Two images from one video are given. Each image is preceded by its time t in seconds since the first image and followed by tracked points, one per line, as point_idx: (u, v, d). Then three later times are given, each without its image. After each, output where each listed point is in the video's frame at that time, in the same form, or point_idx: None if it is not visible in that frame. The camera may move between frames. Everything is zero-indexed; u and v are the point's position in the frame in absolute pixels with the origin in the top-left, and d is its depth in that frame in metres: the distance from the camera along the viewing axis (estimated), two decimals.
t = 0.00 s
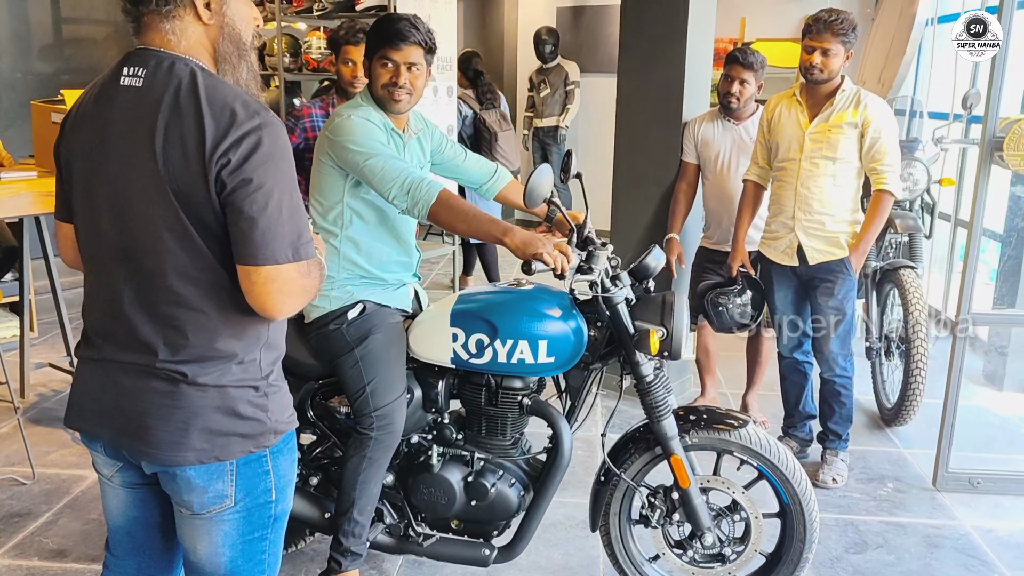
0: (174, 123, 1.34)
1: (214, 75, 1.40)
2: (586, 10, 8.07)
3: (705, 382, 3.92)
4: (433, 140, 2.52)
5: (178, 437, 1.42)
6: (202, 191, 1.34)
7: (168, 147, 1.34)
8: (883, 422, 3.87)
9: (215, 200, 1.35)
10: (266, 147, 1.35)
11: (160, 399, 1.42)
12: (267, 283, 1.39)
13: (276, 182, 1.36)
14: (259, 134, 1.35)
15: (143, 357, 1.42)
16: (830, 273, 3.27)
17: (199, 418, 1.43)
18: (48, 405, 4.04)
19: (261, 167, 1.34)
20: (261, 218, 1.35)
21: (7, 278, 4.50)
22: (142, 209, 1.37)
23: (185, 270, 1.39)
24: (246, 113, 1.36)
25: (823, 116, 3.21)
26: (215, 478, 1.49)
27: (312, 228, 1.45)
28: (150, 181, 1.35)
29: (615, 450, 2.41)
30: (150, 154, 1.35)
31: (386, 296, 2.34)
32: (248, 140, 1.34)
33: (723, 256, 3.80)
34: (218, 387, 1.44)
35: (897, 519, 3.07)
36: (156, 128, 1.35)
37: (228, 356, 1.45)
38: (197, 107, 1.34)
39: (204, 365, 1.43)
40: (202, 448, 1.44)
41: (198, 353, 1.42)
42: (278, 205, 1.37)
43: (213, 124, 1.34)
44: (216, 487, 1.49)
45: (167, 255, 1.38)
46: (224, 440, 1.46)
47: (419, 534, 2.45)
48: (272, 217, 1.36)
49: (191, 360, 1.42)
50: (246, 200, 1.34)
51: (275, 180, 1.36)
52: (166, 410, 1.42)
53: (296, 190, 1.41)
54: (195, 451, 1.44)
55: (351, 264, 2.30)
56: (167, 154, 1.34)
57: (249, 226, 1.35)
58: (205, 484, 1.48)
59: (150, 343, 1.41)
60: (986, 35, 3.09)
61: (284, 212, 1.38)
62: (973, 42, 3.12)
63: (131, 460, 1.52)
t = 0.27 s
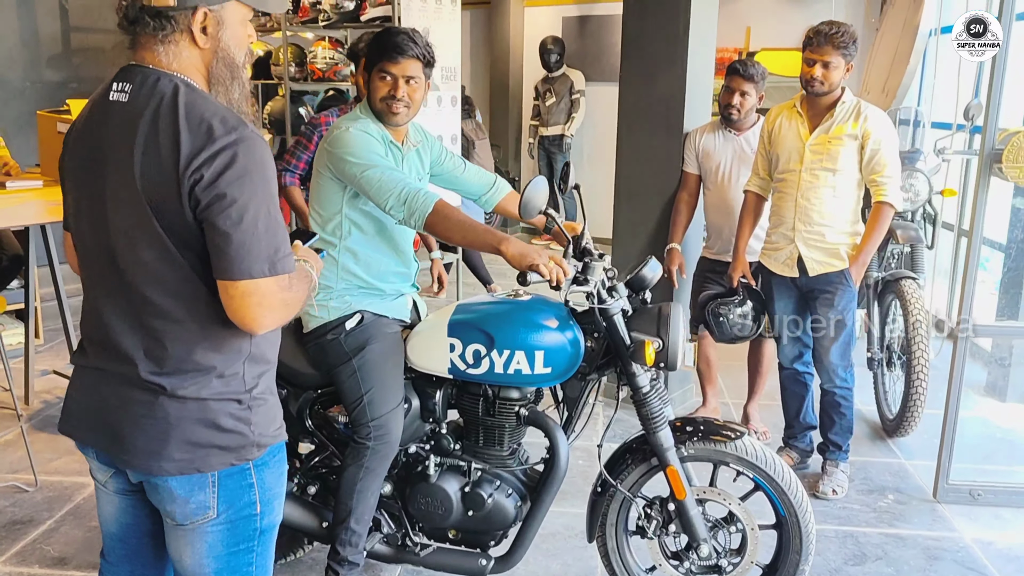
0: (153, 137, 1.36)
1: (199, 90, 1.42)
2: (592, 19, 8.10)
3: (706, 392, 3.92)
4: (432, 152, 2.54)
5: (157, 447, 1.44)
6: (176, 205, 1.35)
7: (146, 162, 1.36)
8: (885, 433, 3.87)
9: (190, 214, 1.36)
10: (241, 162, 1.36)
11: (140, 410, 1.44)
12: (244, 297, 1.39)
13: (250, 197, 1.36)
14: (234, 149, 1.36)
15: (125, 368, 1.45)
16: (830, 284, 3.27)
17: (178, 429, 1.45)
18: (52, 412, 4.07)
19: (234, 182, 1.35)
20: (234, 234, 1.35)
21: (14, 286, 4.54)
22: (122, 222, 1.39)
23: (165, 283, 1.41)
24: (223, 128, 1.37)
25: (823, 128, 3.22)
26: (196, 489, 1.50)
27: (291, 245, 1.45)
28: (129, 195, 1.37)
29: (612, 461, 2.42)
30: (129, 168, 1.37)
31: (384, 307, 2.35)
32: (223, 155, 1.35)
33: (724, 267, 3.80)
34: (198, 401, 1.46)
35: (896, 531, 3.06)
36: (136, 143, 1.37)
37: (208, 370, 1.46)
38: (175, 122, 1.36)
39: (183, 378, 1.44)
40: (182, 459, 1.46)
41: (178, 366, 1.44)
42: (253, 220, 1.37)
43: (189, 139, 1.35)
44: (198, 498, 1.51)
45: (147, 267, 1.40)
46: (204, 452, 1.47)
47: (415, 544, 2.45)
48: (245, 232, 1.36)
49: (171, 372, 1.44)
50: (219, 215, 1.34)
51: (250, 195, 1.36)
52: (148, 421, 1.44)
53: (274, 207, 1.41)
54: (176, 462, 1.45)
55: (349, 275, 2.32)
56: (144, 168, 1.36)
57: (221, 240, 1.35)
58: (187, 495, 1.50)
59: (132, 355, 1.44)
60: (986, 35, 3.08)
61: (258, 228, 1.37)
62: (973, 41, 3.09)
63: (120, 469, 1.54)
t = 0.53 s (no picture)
0: (151, 155, 1.38)
1: (199, 109, 1.43)
2: (600, 32, 8.14)
3: (711, 405, 3.91)
4: (438, 166, 2.56)
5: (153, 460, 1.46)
6: (170, 223, 1.37)
7: (143, 179, 1.38)
8: (891, 447, 3.86)
9: (184, 232, 1.37)
10: (234, 181, 1.37)
11: (137, 424, 1.46)
12: (235, 315, 1.40)
13: (243, 216, 1.37)
14: (229, 168, 1.37)
15: (124, 381, 1.47)
16: (835, 298, 3.28)
17: (175, 442, 1.46)
18: (59, 423, 4.09)
19: (227, 201, 1.36)
20: (226, 253, 1.36)
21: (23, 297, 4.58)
22: (119, 239, 1.41)
23: (161, 299, 1.43)
24: (219, 147, 1.38)
25: (827, 143, 3.23)
26: (193, 501, 1.51)
27: (285, 264, 1.45)
28: (126, 212, 1.39)
29: (614, 475, 2.42)
30: (127, 185, 1.39)
31: (387, 320, 2.37)
32: (217, 174, 1.36)
33: (729, 280, 3.81)
34: (195, 414, 1.47)
35: (901, 546, 3.05)
36: (133, 162, 1.39)
37: (204, 384, 1.47)
38: (173, 141, 1.37)
39: (179, 392, 1.46)
40: (179, 472, 1.47)
41: (174, 380, 1.45)
42: (245, 240, 1.37)
43: (185, 157, 1.36)
44: (195, 510, 1.52)
45: (144, 283, 1.42)
46: (200, 465, 1.48)
47: (418, 557, 2.46)
48: (237, 251, 1.37)
49: (168, 386, 1.45)
50: (212, 233, 1.35)
51: (243, 214, 1.37)
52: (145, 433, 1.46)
53: (268, 226, 1.42)
54: (172, 474, 1.47)
55: (353, 288, 2.33)
56: (141, 186, 1.38)
57: (213, 259, 1.36)
58: (183, 507, 1.51)
59: (129, 368, 1.46)
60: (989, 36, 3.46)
61: (250, 247, 1.38)
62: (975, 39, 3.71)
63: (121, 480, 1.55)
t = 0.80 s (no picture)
0: (162, 169, 1.40)
1: (210, 123, 1.45)
2: (607, 44, 8.17)
3: (718, 417, 3.91)
4: (445, 178, 2.58)
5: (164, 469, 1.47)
6: (182, 235, 1.39)
7: (154, 192, 1.40)
8: (898, 459, 3.85)
9: (195, 245, 1.39)
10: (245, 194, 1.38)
11: (148, 433, 1.48)
12: (248, 327, 1.42)
13: (254, 230, 1.39)
14: (240, 181, 1.39)
15: (135, 391, 1.49)
16: (842, 310, 3.28)
17: (184, 452, 1.47)
18: (69, 433, 4.11)
19: (238, 214, 1.37)
20: (237, 265, 1.38)
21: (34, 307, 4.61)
22: (131, 252, 1.43)
23: (171, 311, 1.45)
24: (230, 160, 1.40)
25: (834, 155, 3.24)
26: (203, 511, 1.52)
27: (296, 276, 1.47)
28: (137, 225, 1.41)
29: (620, 486, 2.43)
30: (139, 198, 1.41)
31: (395, 330, 2.39)
32: (228, 187, 1.38)
33: (736, 291, 3.81)
34: (204, 424, 1.48)
35: (908, 559, 3.05)
36: (145, 175, 1.41)
37: (214, 395, 1.49)
38: (184, 154, 1.39)
39: (188, 403, 1.47)
40: (188, 481, 1.48)
41: (183, 391, 1.47)
42: (256, 253, 1.39)
43: (196, 171, 1.38)
44: (205, 519, 1.53)
45: (155, 296, 1.44)
46: (209, 475, 1.50)
47: (426, 567, 2.48)
48: (248, 263, 1.38)
49: (177, 397, 1.47)
50: (223, 246, 1.37)
51: (254, 227, 1.39)
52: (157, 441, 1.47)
53: (278, 239, 1.43)
54: (182, 484, 1.48)
55: (361, 299, 2.35)
56: (153, 199, 1.40)
57: (224, 271, 1.38)
58: (193, 516, 1.52)
59: (140, 379, 1.48)
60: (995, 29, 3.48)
61: (261, 260, 1.40)
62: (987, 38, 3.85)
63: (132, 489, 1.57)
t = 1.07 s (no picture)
0: (186, 183, 1.43)
1: (232, 137, 1.48)
2: (614, 56, 8.22)
3: (726, 427, 3.93)
4: (455, 190, 2.62)
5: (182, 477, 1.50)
6: (206, 248, 1.41)
7: (179, 206, 1.42)
8: (907, 469, 3.86)
9: (219, 257, 1.42)
10: (268, 206, 1.41)
11: (168, 441, 1.50)
12: (271, 336, 1.44)
13: (278, 242, 1.42)
14: (263, 194, 1.41)
15: (154, 400, 1.51)
16: (850, 320, 3.29)
17: (202, 460, 1.50)
18: (80, 442, 4.14)
19: (262, 226, 1.40)
20: (261, 277, 1.40)
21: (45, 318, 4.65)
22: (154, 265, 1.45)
23: (193, 322, 1.47)
24: (253, 173, 1.43)
25: (842, 166, 3.26)
26: (221, 518, 1.55)
27: (317, 286, 1.50)
28: (161, 238, 1.44)
29: (629, 495, 2.45)
30: (163, 212, 1.44)
31: (406, 340, 2.41)
32: (252, 200, 1.40)
33: (743, 302, 3.83)
34: (222, 433, 1.51)
35: (917, 569, 3.05)
36: (169, 189, 1.44)
37: (232, 404, 1.51)
38: (208, 168, 1.42)
39: (206, 412, 1.50)
40: (206, 489, 1.51)
41: (201, 400, 1.49)
42: (279, 264, 1.42)
43: (220, 183, 1.41)
44: (222, 527, 1.55)
45: (178, 307, 1.46)
46: (226, 483, 1.52)
47: None
48: (272, 275, 1.41)
49: (196, 406, 1.50)
50: (246, 257, 1.39)
51: (277, 239, 1.41)
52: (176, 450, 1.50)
53: (301, 250, 1.46)
54: (199, 491, 1.50)
55: (374, 310, 2.38)
56: (177, 213, 1.42)
57: (248, 283, 1.40)
58: (211, 523, 1.55)
59: (159, 388, 1.50)
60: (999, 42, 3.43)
61: (284, 272, 1.43)
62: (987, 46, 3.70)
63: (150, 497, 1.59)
